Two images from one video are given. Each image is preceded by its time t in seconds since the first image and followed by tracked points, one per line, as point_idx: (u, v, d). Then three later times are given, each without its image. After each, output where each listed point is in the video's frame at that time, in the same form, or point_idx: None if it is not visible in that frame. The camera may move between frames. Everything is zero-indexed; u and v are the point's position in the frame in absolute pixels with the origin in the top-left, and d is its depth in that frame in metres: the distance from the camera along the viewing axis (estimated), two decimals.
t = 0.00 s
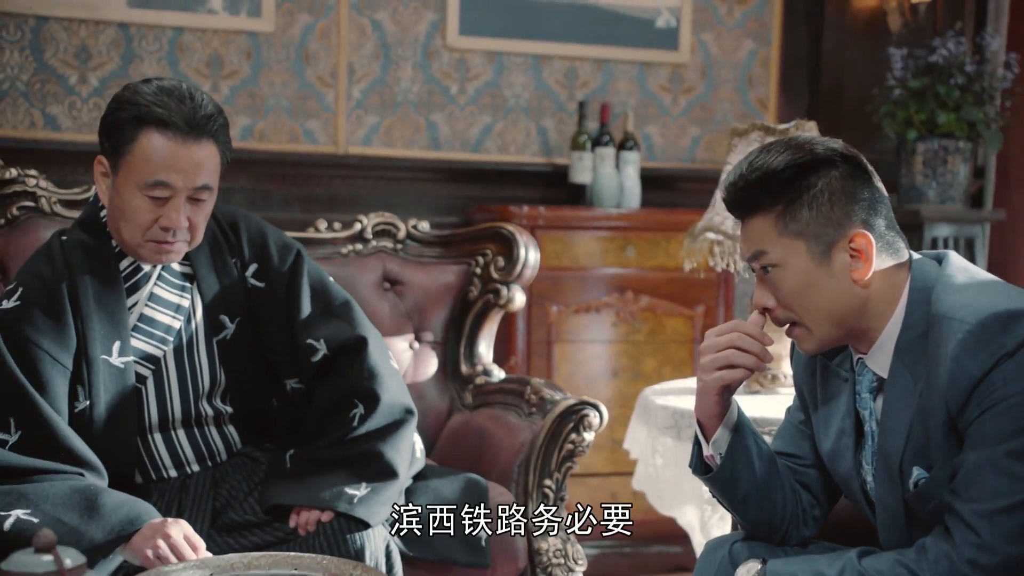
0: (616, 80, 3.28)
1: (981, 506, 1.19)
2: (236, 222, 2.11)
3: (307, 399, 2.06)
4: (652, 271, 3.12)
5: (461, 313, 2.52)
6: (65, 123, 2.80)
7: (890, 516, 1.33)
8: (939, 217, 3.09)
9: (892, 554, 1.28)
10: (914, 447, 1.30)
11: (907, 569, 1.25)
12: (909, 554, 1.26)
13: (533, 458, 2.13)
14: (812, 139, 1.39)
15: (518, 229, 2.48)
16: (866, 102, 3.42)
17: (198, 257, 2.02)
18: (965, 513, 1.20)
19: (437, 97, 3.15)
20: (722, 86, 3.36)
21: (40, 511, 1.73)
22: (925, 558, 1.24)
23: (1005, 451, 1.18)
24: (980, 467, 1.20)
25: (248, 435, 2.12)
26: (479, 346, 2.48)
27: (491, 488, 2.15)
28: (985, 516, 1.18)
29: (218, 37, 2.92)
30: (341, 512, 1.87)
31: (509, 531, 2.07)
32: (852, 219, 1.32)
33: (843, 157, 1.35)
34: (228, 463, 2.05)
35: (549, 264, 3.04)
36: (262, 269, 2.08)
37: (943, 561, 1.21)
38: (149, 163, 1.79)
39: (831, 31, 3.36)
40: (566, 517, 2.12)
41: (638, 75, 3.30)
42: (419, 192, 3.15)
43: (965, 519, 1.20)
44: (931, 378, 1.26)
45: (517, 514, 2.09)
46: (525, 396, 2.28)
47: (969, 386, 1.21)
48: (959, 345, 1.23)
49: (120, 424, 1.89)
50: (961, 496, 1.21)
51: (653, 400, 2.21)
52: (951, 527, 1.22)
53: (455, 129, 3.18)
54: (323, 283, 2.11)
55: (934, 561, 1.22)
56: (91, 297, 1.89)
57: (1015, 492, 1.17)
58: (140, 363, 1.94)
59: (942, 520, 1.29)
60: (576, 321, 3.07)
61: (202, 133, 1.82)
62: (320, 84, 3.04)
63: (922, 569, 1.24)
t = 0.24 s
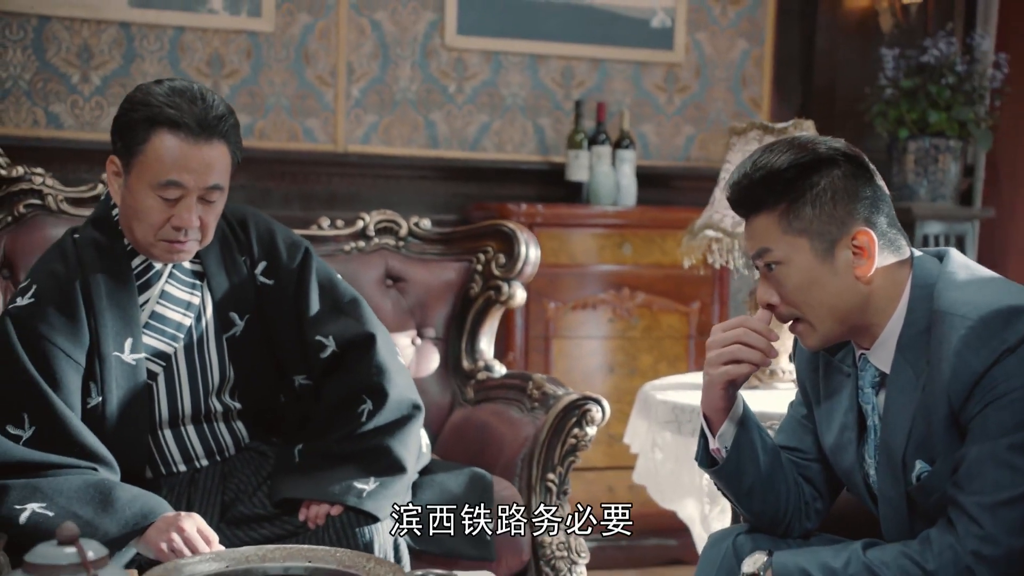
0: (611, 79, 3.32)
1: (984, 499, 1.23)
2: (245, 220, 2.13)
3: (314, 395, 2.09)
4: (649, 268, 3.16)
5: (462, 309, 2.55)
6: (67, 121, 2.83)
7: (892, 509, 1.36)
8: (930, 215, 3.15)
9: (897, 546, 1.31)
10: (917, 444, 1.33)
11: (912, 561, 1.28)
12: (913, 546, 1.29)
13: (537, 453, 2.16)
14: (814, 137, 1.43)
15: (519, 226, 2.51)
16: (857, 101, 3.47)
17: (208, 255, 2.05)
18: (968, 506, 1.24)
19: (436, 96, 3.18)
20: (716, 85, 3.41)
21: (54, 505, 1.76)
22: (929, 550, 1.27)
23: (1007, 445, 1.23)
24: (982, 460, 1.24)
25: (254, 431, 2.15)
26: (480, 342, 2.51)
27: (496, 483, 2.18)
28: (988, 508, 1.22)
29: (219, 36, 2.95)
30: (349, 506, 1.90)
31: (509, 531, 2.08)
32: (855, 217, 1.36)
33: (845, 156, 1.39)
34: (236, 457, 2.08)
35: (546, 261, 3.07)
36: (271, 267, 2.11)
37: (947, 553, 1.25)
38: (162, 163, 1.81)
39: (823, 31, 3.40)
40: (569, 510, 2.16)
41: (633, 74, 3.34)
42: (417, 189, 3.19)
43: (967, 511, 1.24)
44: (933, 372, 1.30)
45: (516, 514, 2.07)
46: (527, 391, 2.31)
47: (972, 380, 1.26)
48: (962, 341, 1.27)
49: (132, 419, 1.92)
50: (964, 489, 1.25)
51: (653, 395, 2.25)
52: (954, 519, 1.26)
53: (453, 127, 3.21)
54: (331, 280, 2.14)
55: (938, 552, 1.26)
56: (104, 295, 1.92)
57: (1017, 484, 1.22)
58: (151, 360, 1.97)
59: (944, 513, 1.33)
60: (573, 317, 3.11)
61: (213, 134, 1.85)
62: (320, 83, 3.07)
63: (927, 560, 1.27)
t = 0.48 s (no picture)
0: (606, 78, 3.35)
1: (986, 492, 1.25)
2: (251, 218, 2.16)
3: (319, 391, 2.11)
4: (645, 265, 3.20)
5: (463, 306, 2.58)
6: (67, 119, 2.85)
7: (895, 503, 1.39)
8: (921, 213, 3.20)
9: (900, 538, 1.34)
10: (918, 436, 1.36)
11: (915, 552, 1.31)
12: (917, 538, 1.32)
13: (538, 447, 2.19)
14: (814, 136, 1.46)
15: (518, 223, 2.54)
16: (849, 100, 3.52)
17: (215, 252, 2.07)
18: (970, 498, 1.26)
19: (432, 94, 3.21)
20: (710, 84, 3.44)
21: (65, 499, 1.79)
22: (932, 542, 1.30)
23: (1008, 439, 1.25)
24: (984, 454, 1.27)
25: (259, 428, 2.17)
26: (480, 338, 2.54)
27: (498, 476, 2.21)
28: (990, 501, 1.24)
29: (218, 35, 2.97)
30: (355, 500, 1.93)
31: (509, 531, 2.11)
32: (857, 215, 1.40)
33: (845, 155, 1.43)
34: (241, 452, 2.10)
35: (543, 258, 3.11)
36: (276, 264, 2.13)
37: (950, 546, 1.28)
38: (171, 161, 1.84)
39: (815, 33, 3.47)
40: (570, 504, 2.20)
41: (628, 73, 3.37)
42: (414, 187, 3.21)
43: (969, 504, 1.26)
44: (936, 367, 1.33)
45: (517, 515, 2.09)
46: (527, 387, 2.34)
47: (973, 375, 1.29)
48: (964, 337, 1.30)
49: (140, 414, 1.95)
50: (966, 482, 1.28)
51: (653, 391, 2.28)
52: (956, 512, 1.29)
53: (450, 125, 3.23)
54: (336, 277, 2.16)
55: (940, 545, 1.29)
56: (112, 292, 1.94)
57: (1018, 477, 1.24)
58: (158, 356, 1.99)
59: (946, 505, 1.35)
60: (569, 313, 3.14)
61: (221, 132, 1.87)
62: (317, 81, 3.10)
63: (930, 552, 1.29)
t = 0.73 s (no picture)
0: (600, 78, 3.38)
1: (987, 486, 1.28)
2: (254, 216, 2.18)
3: (324, 388, 2.13)
4: (639, 263, 3.23)
5: (462, 304, 2.61)
6: (66, 119, 2.86)
7: (895, 497, 1.42)
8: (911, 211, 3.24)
9: (901, 532, 1.37)
10: (919, 431, 1.39)
11: (916, 546, 1.34)
12: (918, 532, 1.35)
13: (539, 444, 2.23)
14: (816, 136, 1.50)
15: (516, 222, 2.57)
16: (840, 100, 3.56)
17: (218, 251, 2.09)
18: (971, 493, 1.29)
19: (428, 94, 3.23)
20: (703, 84, 3.48)
21: (74, 495, 1.80)
22: (933, 536, 1.33)
23: (1009, 434, 1.28)
24: (984, 449, 1.29)
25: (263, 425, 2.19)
26: (479, 336, 2.57)
27: (500, 473, 2.24)
28: (990, 495, 1.27)
29: (216, 35, 2.99)
30: (359, 496, 1.95)
31: (509, 531, 2.12)
32: (858, 213, 1.43)
33: (847, 154, 1.46)
34: (245, 449, 2.12)
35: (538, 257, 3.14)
36: (280, 262, 2.15)
37: (951, 539, 1.30)
38: (175, 160, 1.85)
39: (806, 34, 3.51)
40: (570, 500, 2.22)
41: (622, 73, 3.40)
42: (411, 186, 3.24)
43: (971, 499, 1.29)
44: (936, 363, 1.37)
45: (517, 515, 2.11)
46: (527, 383, 2.37)
47: (974, 371, 1.32)
48: (965, 334, 1.33)
49: (145, 411, 1.96)
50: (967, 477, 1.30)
51: (651, 388, 2.31)
52: (957, 506, 1.32)
53: (446, 125, 3.26)
54: (339, 275, 2.19)
55: (941, 538, 1.32)
56: (118, 291, 1.96)
57: (1019, 472, 1.27)
58: (164, 353, 2.01)
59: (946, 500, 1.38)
60: (565, 311, 3.18)
61: (226, 131, 1.88)
62: (314, 82, 3.12)
63: (931, 545, 1.32)
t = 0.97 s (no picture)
0: (595, 78, 3.41)
1: (987, 481, 1.31)
2: (257, 216, 2.20)
3: (326, 386, 2.16)
4: (634, 261, 3.26)
5: (461, 302, 2.63)
6: (64, 119, 2.88)
7: (894, 492, 1.45)
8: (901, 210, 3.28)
9: (902, 526, 1.39)
10: (919, 428, 1.42)
11: (917, 540, 1.36)
12: (918, 527, 1.37)
13: (539, 441, 2.25)
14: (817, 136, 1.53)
15: (515, 221, 2.60)
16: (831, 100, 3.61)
17: (223, 250, 2.11)
18: (971, 489, 1.32)
19: (425, 94, 3.25)
20: (696, 84, 3.52)
21: (81, 493, 1.82)
22: (934, 530, 1.35)
23: (1008, 430, 1.31)
24: (984, 445, 1.32)
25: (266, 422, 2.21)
26: (478, 334, 2.59)
27: (501, 469, 2.27)
28: (990, 491, 1.30)
29: (213, 36, 3.00)
30: (363, 492, 1.98)
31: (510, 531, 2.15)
32: (859, 212, 1.46)
33: (847, 153, 1.49)
34: (249, 446, 2.14)
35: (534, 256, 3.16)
36: (283, 261, 2.18)
37: (951, 534, 1.33)
38: (181, 160, 1.87)
39: (798, 35, 3.55)
40: (570, 496, 2.26)
41: (616, 73, 3.43)
42: (408, 185, 3.26)
43: (971, 494, 1.32)
44: (936, 361, 1.40)
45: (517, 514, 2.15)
46: (526, 381, 2.40)
47: (973, 368, 1.35)
48: (964, 332, 1.37)
49: (151, 409, 1.99)
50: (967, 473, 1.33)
51: (649, 385, 2.34)
52: (957, 501, 1.34)
53: (442, 125, 3.28)
54: (342, 274, 2.21)
55: (942, 532, 1.34)
56: (124, 290, 1.98)
57: (1018, 467, 1.30)
58: (169, 352, 2.03)
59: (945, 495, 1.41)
60: (560, 309, 3.20)
61: (230, 131, 1.90)
62: (311, 82, 3.14)
63: (931, 539, 1.35)
